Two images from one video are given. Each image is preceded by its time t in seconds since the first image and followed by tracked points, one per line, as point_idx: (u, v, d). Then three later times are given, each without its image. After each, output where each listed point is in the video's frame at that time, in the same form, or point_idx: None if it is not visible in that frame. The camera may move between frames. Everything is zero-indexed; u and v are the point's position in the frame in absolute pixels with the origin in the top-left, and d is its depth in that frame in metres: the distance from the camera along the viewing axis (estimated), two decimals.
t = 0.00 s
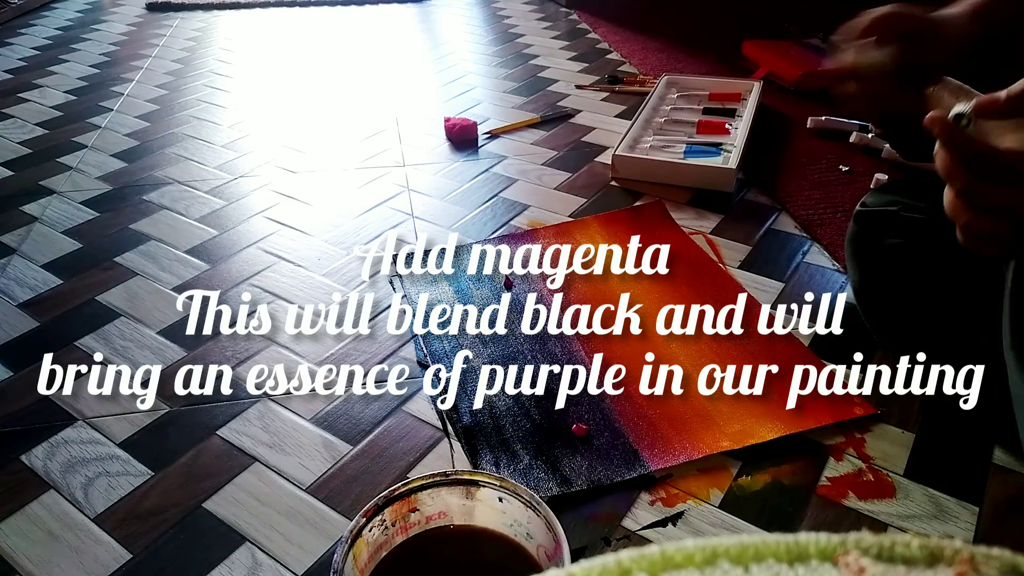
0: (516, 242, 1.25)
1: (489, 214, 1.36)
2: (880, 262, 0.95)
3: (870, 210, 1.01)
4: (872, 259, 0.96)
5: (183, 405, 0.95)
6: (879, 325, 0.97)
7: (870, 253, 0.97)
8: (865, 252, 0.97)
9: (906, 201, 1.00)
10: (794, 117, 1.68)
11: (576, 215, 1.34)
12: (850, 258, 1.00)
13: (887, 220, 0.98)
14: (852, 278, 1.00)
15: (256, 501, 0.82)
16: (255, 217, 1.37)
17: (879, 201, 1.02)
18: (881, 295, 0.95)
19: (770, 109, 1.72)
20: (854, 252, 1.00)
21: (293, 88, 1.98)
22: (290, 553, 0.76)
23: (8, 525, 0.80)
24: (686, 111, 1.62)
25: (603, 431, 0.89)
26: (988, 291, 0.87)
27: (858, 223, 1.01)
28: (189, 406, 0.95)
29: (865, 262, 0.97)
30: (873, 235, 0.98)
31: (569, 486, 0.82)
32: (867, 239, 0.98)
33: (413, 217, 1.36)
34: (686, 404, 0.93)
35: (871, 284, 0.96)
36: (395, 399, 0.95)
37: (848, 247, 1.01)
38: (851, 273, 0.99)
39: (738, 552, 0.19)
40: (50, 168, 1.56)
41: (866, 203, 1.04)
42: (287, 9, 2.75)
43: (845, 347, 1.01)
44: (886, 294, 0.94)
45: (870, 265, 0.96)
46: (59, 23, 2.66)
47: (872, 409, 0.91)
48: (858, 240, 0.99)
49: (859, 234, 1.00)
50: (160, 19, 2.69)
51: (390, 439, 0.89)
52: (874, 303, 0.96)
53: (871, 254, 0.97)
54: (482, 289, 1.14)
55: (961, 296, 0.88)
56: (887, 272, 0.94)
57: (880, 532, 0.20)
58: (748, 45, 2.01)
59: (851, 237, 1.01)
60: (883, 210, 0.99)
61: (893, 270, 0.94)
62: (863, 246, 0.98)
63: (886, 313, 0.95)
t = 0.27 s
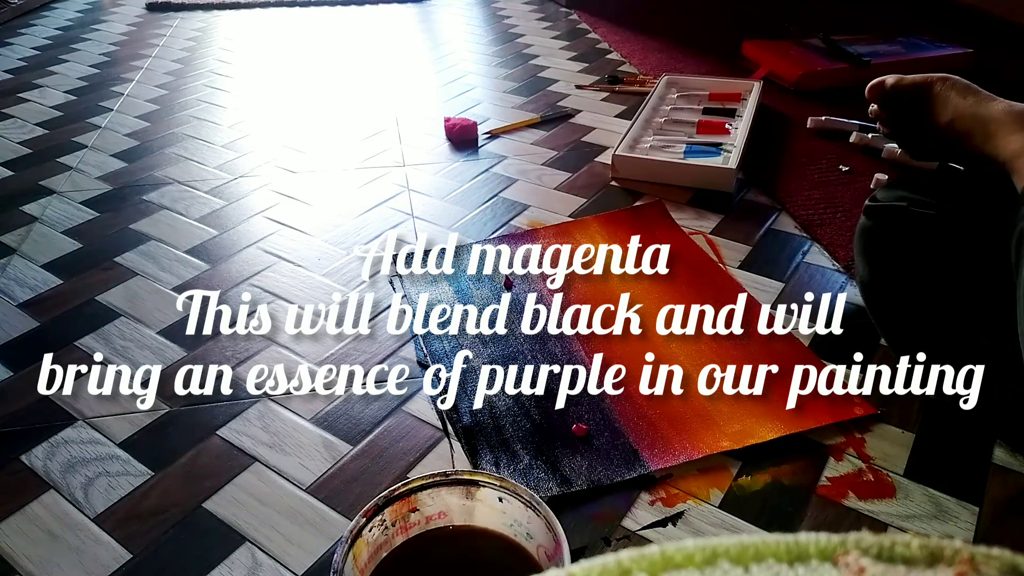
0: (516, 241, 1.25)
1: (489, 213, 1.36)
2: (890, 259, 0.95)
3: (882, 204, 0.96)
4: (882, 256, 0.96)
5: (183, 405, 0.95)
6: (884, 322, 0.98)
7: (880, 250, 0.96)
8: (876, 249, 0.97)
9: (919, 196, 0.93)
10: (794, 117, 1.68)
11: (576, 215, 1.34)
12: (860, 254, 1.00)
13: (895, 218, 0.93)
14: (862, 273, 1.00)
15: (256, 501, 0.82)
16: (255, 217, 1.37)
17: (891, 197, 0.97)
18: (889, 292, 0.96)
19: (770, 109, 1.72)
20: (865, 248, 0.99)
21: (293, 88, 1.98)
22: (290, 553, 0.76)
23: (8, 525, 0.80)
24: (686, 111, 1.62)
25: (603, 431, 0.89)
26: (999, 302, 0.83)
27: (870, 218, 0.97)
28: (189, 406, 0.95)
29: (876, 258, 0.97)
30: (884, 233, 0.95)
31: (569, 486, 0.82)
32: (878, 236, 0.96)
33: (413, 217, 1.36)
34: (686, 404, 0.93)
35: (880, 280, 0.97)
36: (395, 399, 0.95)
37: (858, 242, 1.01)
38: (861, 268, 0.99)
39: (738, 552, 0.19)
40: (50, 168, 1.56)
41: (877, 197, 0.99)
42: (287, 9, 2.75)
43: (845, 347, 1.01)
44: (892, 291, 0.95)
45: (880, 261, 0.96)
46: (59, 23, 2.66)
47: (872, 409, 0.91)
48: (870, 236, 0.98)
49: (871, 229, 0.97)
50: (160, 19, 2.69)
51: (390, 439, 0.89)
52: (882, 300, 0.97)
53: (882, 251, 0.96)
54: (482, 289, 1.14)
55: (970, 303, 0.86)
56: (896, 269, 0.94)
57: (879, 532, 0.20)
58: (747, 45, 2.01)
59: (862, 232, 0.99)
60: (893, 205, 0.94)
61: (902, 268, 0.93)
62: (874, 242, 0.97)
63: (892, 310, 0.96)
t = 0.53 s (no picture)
0: (516, 241, 1.25)
1: (489, 214, 1.36)
2: (895, 249, 0.94)
3: (891, 195, 0.97)
4: (887, 245, 0.95)
5: (183, 405, 0.95)
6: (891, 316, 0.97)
7: (885, 239, 0.95)
8: (882, 239, 0.96)
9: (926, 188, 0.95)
10: (794, 117, 1.68)
11: (576, 215, 1.34)
12: (868, 246, 0.99)
13: (903, 207, 0.95)
14: (870, 266, 0.99)
15: (256, 501, 0.82)
16: (255, 217, 1.37)
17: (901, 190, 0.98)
18: (893, 283, 0.94)
19: (770, 109, 1.72)
20: (873, 239, 0.99)
21: (293, 88, 1.98)
22: (290, 553, 0.76)
23: (8, 525, 0.80)
24: (686, 111, 1.62)
25: (603, 431, 0.89)
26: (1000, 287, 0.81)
27: (878, 208, 0.99)
28: (189, 406, 0.95)
29: (882, 248, 0.96)
30: (891, 221, 0.96)
31: (569, 486, 0.82)
32: (884, 226, 0.96)
33: (413, 217, 1.36)
34: (686, 404, 0.93)
35: (884, 271, 0.95)
36: (395, 399, 0.95)
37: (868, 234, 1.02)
38: (867, 259, 0.99)
39: (738, 552, 0.19)
40: (50, 168, 1.56)
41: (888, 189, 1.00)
42: (287, 9, 2.75)
43: (845, 347, 1.01)
44: (899, 281, 0.93)
45: (886, 252, 0.95)
46: (59, 23, 2.66)
47: (872, 409, 0.91)
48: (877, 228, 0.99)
49: (879, 219, 0.98)
50: (160, 19, 2.69)
51: (390, 439, 0.89)
52: (887, 292, 0.96)
53: (888, 241, 0.95)
54: (482, 289, 1.14)
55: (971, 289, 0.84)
56: (900, 259, 0.93)
57: (879, 532, 0.20)
58: (747, 45, 2.01)
59: (870, 223, 1.00)
60: (903, 196, 0.96)
61: (907, 258, 0.92)
62: (880, 232, 0.97)
63: (897, 303, 0.94)
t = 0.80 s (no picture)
0: (516, 241, 1.25)
1: (489, 214, 1.36)
2: (882, 253, 0.96)
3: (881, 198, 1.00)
4: (875, 249, 0.97)
5: (183, 405, 0.95)
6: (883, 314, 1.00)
7: (874, 244, 0.97)
8: (870, 242, 0.98)
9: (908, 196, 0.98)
10: (794, 117, 1.68)
11: (576, 215, 1.34)
12: (857, 248, 1.02)
13: (892, 212, 0.97)
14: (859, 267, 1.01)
15: (256, 501, 0.82)
16: (255, 217, 1.37)
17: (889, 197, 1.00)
18: (884, 283, 0.96)
19: (770, 109, 1.72)
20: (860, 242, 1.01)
21: (293, 88, 1.98)
22: (290, 553, 0.76)
23: (8, 525, 0.80)
24: (686, 111, 1.62)
25: (603, 431, 0.89)
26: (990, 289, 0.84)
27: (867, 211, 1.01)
28: (190, 406, 0.95)
29: (871, 250, 0.99)
30: (879, 225, 0.98)
31: (569, 486, 0.82)
32: (872, 228, 0.99)
33: (413, 217, 1.36)
34: (686, 405, 0.92)
35: (875, 273, 0.98)
36: (395, 399, 0.95)
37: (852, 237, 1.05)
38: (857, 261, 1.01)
39: (738, 553, 0.19)
40: (51, 168, 1.56)
41: (877, 192, 1.03)
42: (287, 9, 2.75)
43: (844, 347, 1.01)
44: (889, 281, 0.95)
45: (875, 254, 0.98)
46: (59, 23, 2.66)
47: (872, 409, 0.91)
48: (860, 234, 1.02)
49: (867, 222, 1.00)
50: (160, 19, 2.69)
51: (390, 439, 0.89)
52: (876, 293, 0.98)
53: (876, 243, 0.97)
54: (482, 290, 1.14)
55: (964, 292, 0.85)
56: (888, 264, 0.95)
57: (879, 532, 0.20)
58: (747, 45, 2.01)
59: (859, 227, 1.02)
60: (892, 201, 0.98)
61: (895, 260, 0.94)
62: (869, 236, 0.99)
63: (887, 302, 0.97)
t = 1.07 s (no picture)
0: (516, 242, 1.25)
1: (489, 213, 1.36)
2: (865, 267, 0.99)
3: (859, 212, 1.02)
4: (859, 262, 1.00)
5: (183, 405, 0.95)
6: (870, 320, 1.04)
7: (857, 259, 1.00)
8: (852, 257, 1.01)
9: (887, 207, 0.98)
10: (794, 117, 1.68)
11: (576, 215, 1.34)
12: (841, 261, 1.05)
13: (870, 225, 0.99)
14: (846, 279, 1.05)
15: (256, 501, 0.82)
16: (254, 217, 1.37)
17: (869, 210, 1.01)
18: (871, 296, 1.00)
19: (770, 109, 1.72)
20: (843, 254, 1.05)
21: (293, 87, 1.98)
22: (290, 553, 0.76)
23: (8, 525, 0.80)
24: (686, 111, 1.62)
25: (603, 431, 0.89)
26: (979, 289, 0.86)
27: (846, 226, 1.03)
28: (190, 406, 0.95)
29: (855, 265, 1.02)
30: (859, 239, 1.00)
31: (569, 486, 0.82)
32: (853, 244, 1.01)
33: (413, 217, 1.36)
34: (686, 405, 0.92)
35: (861, 287, 1.02)
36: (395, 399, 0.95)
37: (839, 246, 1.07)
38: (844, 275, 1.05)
39: (739, 552, 0.19)
40: (51, 168, 1.56)
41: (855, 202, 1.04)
42: (287, 9, 2.75)
43: (844, 347, 1.01)
44: (875, 295, 0.99)
45: (859, 269, 1.01)
46: (59, 23, 2.66)
47: (872, 409, 0.91)
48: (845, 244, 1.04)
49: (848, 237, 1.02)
50: (160, 19, 2.69)
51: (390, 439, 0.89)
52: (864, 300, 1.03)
53: (858, 259, 1.00)
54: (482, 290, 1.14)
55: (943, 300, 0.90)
56: (871, 277, 0.99)
57: (880, 532, 0.20)
58: (747, 45, 2.01)
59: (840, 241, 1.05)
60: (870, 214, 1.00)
61: (877, 275, 0.98)
62: (851, 250, 1.02)
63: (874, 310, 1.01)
